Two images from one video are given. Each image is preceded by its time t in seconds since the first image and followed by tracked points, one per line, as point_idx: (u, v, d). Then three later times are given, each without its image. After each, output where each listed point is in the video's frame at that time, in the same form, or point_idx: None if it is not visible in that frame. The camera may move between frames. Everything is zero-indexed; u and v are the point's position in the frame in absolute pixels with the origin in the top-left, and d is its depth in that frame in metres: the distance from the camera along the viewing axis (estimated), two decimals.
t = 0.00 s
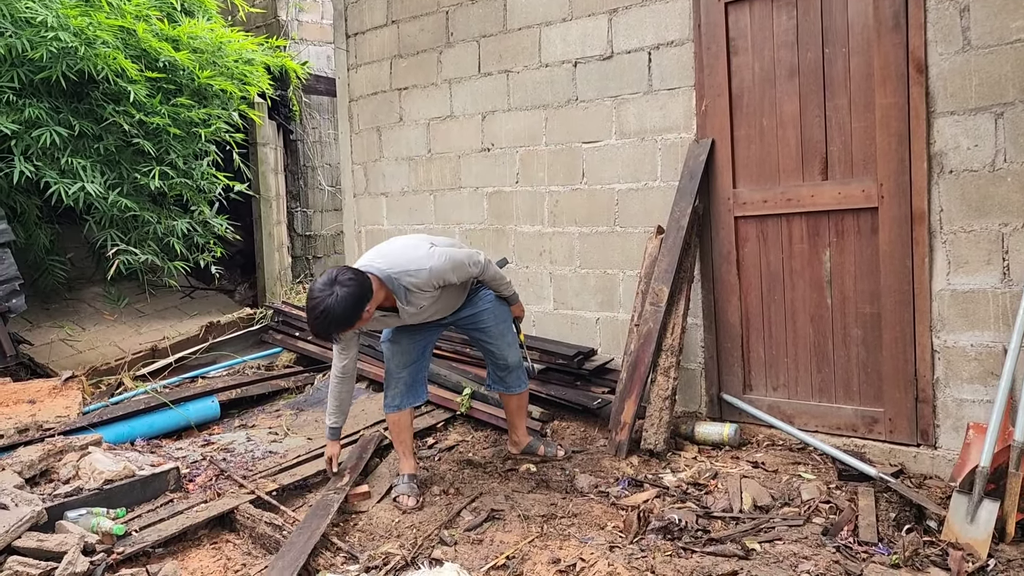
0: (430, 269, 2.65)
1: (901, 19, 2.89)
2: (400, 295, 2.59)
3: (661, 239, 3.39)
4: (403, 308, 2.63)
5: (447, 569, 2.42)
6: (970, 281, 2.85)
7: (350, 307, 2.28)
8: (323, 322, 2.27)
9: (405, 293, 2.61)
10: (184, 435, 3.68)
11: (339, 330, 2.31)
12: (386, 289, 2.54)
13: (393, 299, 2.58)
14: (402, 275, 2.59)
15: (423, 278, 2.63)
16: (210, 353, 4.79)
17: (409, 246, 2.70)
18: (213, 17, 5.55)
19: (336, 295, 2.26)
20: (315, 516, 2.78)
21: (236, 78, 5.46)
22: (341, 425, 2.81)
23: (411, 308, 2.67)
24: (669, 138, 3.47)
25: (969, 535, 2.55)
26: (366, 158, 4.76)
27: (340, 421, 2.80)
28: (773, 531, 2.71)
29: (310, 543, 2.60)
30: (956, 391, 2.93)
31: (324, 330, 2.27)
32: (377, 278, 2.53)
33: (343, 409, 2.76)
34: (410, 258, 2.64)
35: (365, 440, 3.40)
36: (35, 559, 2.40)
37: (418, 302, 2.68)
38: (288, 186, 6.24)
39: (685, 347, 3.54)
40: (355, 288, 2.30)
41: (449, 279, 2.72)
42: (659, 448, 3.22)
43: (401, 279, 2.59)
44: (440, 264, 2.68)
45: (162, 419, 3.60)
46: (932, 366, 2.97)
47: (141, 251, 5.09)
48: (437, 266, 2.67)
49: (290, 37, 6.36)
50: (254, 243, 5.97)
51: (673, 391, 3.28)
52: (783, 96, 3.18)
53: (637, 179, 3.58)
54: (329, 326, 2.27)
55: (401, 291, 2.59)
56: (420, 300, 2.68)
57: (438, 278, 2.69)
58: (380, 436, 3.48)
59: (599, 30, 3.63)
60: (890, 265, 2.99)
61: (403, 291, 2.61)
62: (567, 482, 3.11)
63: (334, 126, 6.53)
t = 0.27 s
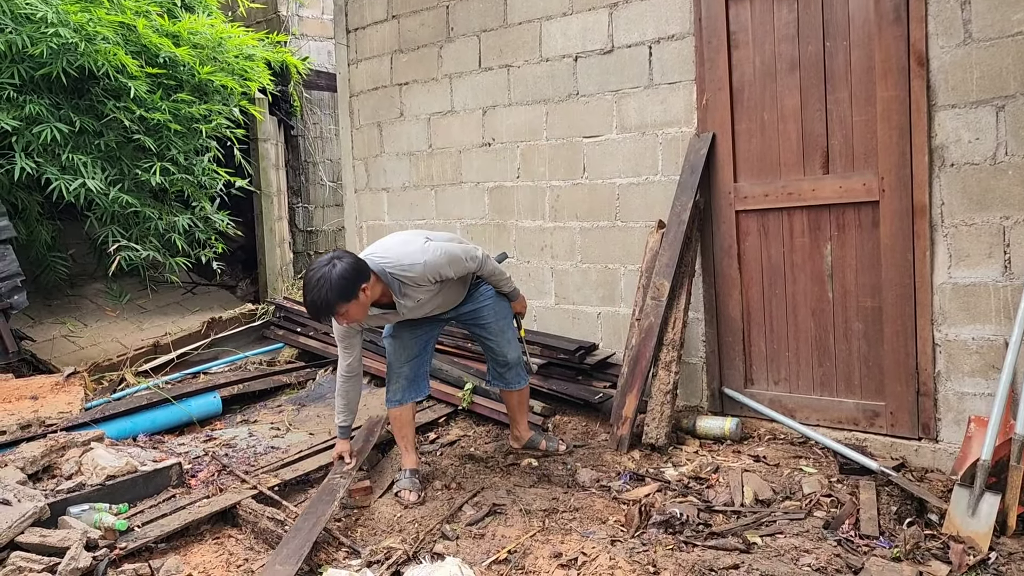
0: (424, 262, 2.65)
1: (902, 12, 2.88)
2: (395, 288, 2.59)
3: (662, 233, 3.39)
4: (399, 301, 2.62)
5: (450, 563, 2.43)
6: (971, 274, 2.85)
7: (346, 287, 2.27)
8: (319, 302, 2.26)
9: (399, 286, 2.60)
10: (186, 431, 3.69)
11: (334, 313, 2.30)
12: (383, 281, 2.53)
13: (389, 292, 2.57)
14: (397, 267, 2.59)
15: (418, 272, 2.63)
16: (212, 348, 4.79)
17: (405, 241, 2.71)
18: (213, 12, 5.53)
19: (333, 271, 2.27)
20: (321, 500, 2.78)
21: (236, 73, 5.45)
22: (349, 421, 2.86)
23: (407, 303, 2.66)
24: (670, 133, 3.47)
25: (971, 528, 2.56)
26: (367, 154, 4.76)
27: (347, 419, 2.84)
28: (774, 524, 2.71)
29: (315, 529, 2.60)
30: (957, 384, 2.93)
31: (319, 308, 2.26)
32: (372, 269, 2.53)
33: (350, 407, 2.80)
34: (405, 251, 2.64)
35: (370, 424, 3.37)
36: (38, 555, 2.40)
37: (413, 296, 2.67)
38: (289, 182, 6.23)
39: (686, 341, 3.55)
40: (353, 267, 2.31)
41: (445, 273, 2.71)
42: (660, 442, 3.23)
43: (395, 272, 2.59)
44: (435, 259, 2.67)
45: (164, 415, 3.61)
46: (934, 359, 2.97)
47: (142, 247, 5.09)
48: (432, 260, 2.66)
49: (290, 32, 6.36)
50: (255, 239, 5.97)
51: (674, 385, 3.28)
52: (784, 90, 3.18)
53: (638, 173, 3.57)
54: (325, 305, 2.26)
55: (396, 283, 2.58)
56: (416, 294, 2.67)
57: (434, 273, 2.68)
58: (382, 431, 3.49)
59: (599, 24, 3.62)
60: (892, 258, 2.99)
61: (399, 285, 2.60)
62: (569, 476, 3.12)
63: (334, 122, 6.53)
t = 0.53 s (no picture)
0: (424, 216, 2.61)
1: (903, 6, 2.87)
2: (391, 235, 2.56)
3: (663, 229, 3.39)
4: (394, 253, 2.59)
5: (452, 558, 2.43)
6: (973, 269, 2.85)
7: (340, 210, 2.28)
8: (311, 218, 2.27)
9: (395, 235, 2.57)
10: (188, 428, 3.69)
11: (322, 233, 2.29)
12: (380, 225, 2.51)
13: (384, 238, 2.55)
14: (398, 216, 2.57)
15: (415, 225, 2.59)
16: (214, 346, 4.79)
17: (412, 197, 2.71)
18: (213, 10, 5.52)
19: (332, 190, 2.28)
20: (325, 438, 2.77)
21: (237, 71, 5.45)
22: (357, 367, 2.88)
23: (400, 256, 2.62)
24: (671, 128, 3.47)
25: (972, 523, 2.56)
26: (369, 151, 4.76)
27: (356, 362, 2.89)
28: (776, 519, 2.72)
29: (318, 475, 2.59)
30: (959, 379, 2.93)
31: (311, 222, 2.27)
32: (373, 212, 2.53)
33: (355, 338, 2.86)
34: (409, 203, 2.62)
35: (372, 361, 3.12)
36: (42, 551, 2.41)
37: (408, 251, 2.62)
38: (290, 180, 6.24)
39: (687, 337, 3.55)
40: (352, 193, 2.32)
41: (443, 235, 2.66)
42: (662, 438, 3.23)
43: (393, 220, 2.56)
44: (436, 215, 2.63)
45: (167, 412, 3.61)
46: (935, 355, 2.97)
47: (143, 245, 5.10)
48: (433, 217, 2.63)
49: (291, 29, 6.36)
50: (256, 236, 5.98)
51: (676, 381, 3.28)
52: (786, 85, 3.17)
53: (639, 169, 3.57)
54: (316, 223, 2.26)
55: (392, 231, 2.56)
56: (410, 251, 2.63)
57: (432, 231, 2.63)
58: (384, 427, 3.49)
59: (600, 19, 3.61)
60: (893, 253, 2.99)
61: (395, 233, 2.57)
62: (571, 472, 3.12)
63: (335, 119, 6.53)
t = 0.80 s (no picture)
0: (429, 167, 2.69)
1: (902, 4, 2.88)
2: (395, 168, 2.69)
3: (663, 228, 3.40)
4: (390, 187, 2.70)
5: (452, 556, 2.44)
6: (971, 267, 2.86)
7: (360, 110, 2.48)
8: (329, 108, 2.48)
9: (399, 170, 2.69)
10: (189, 428, 3.69)
11: (334, 125, 2.47)
12: (390, 153, 2.68)
13: (388, 168, 2.69)
14: (409, 156, 2.69)
15: (419, 170, 2.69)
16: (214, 345, 4.79)
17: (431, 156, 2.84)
18: (212, 10, 5.52)
19: (358, 95, 2.49)
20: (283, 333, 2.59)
21: (236, 70, 5.46)
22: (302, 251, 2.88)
23: (394, 194, 2.72)
24: (671, 127, 3.47)
25: (971, 520, 2.57)
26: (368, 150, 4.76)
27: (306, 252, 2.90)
28: (775, 517, 2.72)
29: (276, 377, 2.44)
30: (958, 377, 2.93)
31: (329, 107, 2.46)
32: (389, 143, 2.70)
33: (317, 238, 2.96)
34: (425, 153, 2.74)
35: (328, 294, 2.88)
36: (43, 551, 2.41)
37: (403, 192, 2.71)
38: (289, 179, 6.25)
39: (687, 336, 3.55)
40: (375, 105, 2.52)
41: (441, 193, 2.71)
42: (661, 436, 3.23)
43: (403, 157, 2.70)
44: (443, 171, 2.72)
45: (167, 412, 3.62)
46: (934, 352, 2.97)
47: (143, 245, 5.10)
48: (438, 171, 2.71)
49: (290, 29, 6.35)
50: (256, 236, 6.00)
51: (676, 379, 3.28)
52: (784, 83, 3.18)
53: (638, 168, 3.58)
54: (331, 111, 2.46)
55: (397, 164, 2.69)
56: (405, 194, 2.72)
57: (431, 183, 2.70)
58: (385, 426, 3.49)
59: (599, 18, 3.62)
60: (892, 251, 3.00)
61: (400, 170, 2.69)
62: (571, 470, 3.13)
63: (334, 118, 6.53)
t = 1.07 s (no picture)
0: (434, 153, 2.68)
1: (899, 4, 2.88)
2: (407, 141, 2.72)
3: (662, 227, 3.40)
4: (395, 155, 2.73)
5: (451, 557, 2.44)
6: (969, 266, 2.86)
7: (391, 79, 2.55)
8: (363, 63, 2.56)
9: (408, 144, 2.72)
10: (187, 429, 3.69)
11: (363, 82, 2.55)
12: (408, 126, 2.73)
13: (402, 138, 2.73)
14: (425, 136, 2.72)
15: (421, 151, 2.69)
16: (212, 347, 4.79)
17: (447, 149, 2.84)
18: (210, 10, 5.52)
19: (392, 63, 2.56)
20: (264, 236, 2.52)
21: (235, 71, 5.48)
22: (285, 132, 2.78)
23: (393, 164, 2.74)
24: (669, 127, 3.47)
25: (970, 519, 2.57)
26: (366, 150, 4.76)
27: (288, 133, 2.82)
28: (774, 517, 2.72)
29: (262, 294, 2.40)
30: (956, 376, 2.94)
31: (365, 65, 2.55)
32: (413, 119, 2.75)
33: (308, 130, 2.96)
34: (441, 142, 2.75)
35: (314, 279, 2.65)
36: (42, 553, 2.41)
37: (401, 166, 2.72)
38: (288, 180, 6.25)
39: (686, 335, 3.56)
40: (407, 78, 2.59)
41: (430, 182, 2.68)
42: (661, 436, 3.23)
43: (418, 135, 2.73)
44: (444, 162, 2.70)
45: (166, 413, 3.62)
46: (933, 351, 2.98)
47: (141, 246, 5.09)
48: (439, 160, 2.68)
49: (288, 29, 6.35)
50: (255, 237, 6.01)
51: (675, 379, 3.28)
52: (782, 83, 3.18)
53: (637, 168, 3.58)
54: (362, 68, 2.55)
55: (409, 139, 2.72)
56: (401, 169, 2.73)
57: (426, 168, 2.68)
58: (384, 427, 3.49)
59: (597, 18, 3.62)
60: (890, 250, 3.00)
61: (408, 144, 2.72)
62: (570, 471, 3.13)
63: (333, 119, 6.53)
